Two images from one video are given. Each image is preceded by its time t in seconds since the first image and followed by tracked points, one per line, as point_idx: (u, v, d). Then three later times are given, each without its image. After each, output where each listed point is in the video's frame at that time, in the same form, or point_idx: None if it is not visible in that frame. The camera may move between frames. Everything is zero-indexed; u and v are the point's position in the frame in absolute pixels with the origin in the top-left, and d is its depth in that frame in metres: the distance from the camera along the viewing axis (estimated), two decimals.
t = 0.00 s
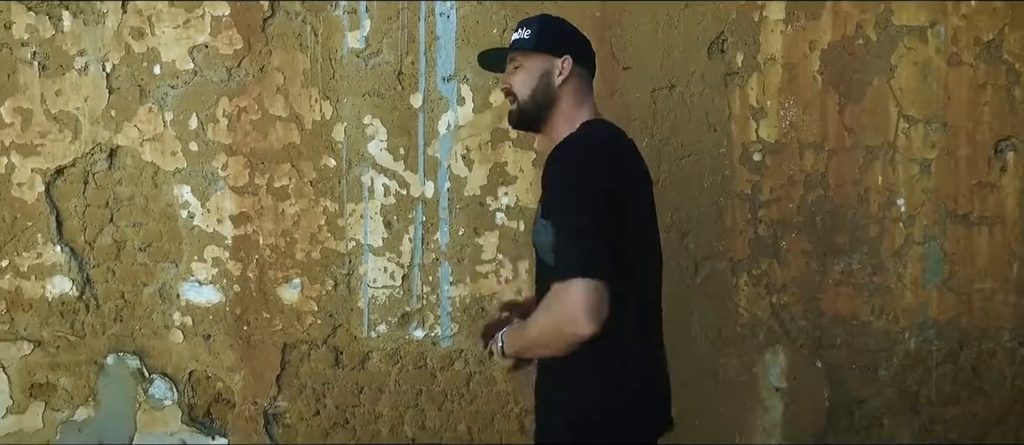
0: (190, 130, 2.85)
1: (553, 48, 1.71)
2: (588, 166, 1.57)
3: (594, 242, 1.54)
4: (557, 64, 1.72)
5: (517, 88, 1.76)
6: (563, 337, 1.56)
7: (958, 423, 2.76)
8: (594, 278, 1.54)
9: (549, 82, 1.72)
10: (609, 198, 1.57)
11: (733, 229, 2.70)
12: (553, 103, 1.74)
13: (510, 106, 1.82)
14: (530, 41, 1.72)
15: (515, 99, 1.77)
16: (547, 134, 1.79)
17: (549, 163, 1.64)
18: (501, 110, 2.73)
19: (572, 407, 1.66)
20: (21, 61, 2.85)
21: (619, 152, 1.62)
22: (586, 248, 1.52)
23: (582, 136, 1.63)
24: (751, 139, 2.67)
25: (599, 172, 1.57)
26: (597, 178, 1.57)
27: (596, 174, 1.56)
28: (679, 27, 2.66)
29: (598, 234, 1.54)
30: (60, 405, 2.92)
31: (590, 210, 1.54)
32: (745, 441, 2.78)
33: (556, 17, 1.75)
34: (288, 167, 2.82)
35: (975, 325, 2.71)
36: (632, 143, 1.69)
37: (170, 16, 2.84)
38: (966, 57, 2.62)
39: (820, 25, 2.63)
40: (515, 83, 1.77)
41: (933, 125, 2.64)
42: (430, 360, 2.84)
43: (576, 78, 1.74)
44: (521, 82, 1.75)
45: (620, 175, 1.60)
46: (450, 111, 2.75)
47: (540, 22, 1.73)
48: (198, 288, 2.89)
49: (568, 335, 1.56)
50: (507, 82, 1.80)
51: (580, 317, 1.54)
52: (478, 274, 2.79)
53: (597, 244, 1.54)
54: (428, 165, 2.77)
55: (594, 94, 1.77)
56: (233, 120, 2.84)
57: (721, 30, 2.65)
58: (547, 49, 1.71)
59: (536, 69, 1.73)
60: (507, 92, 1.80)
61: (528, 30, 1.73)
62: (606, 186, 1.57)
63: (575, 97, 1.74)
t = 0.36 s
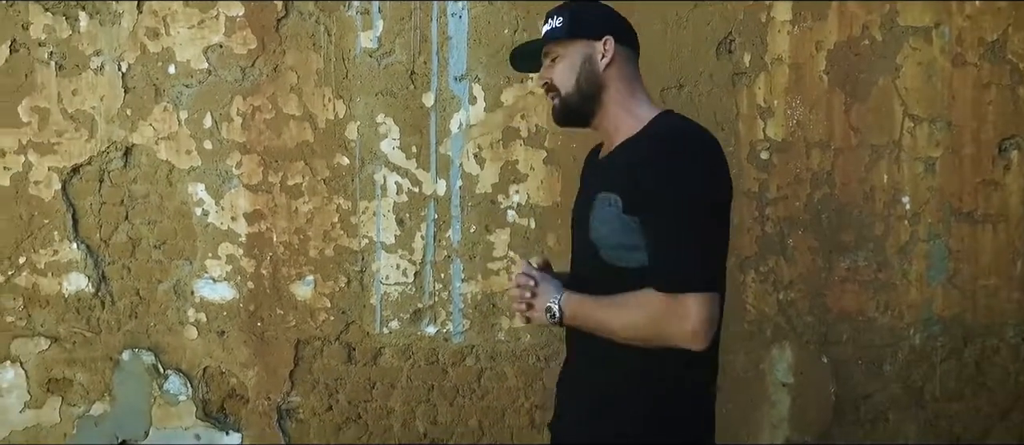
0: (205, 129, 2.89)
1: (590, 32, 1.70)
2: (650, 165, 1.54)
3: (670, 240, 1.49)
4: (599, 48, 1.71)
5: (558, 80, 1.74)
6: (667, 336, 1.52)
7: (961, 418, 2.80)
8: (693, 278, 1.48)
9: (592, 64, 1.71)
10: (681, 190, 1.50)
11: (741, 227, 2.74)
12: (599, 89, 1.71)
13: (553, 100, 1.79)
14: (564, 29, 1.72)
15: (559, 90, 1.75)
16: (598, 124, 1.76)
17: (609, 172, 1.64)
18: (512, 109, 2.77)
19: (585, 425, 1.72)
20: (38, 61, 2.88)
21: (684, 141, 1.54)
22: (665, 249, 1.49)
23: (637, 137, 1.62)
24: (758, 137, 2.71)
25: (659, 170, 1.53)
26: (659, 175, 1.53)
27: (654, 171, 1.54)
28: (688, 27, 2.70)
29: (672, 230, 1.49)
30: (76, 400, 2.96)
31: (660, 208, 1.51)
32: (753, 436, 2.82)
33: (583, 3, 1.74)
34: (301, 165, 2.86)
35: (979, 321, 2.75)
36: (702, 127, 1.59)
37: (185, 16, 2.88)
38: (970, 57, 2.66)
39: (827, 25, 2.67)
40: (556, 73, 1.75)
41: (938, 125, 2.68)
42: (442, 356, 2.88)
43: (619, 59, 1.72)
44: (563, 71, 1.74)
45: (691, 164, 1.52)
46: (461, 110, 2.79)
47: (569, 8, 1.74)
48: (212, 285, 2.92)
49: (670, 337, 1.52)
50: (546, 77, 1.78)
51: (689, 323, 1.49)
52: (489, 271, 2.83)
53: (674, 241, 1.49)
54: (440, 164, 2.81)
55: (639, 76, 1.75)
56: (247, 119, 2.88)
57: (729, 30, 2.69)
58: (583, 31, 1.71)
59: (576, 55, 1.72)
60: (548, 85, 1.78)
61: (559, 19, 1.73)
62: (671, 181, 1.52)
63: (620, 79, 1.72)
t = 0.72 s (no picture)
0: (218, 131, 2.91)
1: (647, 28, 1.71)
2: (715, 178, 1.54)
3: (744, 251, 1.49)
4: (656, 46, 1.72)
5: (611, 72, 1.75)
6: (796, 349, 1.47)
7: (966, 416, 2.84)
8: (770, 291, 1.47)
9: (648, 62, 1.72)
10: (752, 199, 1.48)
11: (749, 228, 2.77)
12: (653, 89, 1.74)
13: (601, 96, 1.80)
14: (621, 20, 1.72)
15: (611, 86, 1.76)
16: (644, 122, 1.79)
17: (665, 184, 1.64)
18: (523, 112, 2.80)
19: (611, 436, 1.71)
20: (53, 63, 2.90)
21: (747, 148, 1.53)
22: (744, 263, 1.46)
23: (695, 151, 1.60)
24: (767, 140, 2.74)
25: (722, 179, 1.52)
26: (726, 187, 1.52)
27: (720, 182, 1.53)
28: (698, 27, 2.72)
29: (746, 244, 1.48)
30: (91, 399, 3.00)
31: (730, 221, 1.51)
32: (760, 435, 2.86)
33: None
34: (314, 167, 2.89)
35: (984, 321, 2.79)
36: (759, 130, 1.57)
37: (198, 19, 2.90)
38: (976, 60, 2.70)
39: (834, 29, 2.71)
40: (607, 69, 1.76)
41: (944, 127, 2.72)
42: (453, 355, 2.91)
43: (674, 59, 1.74)
44: (616, 67, 1.75)
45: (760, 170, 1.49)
46: (473, 112, 2.82)
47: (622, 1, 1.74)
48: (225, 285, 2.95)
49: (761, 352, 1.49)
50: (596, 67, 1.79)
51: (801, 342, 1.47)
52: (500, 271, 2.86)
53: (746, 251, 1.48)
54: (452, 165, 2.84)
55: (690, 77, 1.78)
56: (260, 121, 2.90)
57: (738, 34, 2.72)
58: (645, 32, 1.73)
59: (632, 52, 1.73)
60: (598, 81, 1.79)
61: (616, 10, 1.74)
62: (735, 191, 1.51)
63: (675, 82, 1.74)
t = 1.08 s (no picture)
0: (224, 132, 2.93)
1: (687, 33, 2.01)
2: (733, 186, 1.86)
3: (726, 245, 1.83)
4: (693, 52, 2.02)
5: (635, 60, 2.07)
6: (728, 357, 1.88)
7: (966, 415, 2.87)
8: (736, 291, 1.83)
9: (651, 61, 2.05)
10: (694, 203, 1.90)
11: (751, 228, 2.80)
12: (669, 87, 2.03)
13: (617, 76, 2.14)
14: (667, 15, 2.01)
15: (633, 72, 2.08)
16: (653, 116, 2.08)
17: (686, 193, 1.91)
18: (528, 113, 2.83)
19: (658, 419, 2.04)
20: (59, 64, 2.91)
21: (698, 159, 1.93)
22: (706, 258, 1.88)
23: (690, 158, 1.95)
24: (769, 141, 2.77)
25: (739, 193, 1.84)
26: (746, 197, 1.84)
27: (715, 187, 1.86)
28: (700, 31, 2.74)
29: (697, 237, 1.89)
30: (96, 400, 3.01)
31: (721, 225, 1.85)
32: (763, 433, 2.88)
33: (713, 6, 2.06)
34: (320, 168, 2.91)
35: (984, 321, 2.82)
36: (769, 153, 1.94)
37: (204, 21, 2.91)
38: (976, 63, 2.73)
39: (836, 32, 2.74)
40: (635, 57, 2.08)
41: (944, 129, 2.75)
42: (458, 355, 2.93)
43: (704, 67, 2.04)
44: (643, 57, 2.06)
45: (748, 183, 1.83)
46: (479, 114, 2.84)
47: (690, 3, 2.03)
48: (231, 286, 2.96)
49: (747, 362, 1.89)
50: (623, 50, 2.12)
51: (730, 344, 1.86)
52: (505, 272, 2.88)
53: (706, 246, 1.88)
54: (457, 166, 2.87)
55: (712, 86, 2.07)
56: (266, 122, 2.92)
57: (741, 36, 2.74)
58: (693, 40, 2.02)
59: (665, 50, 2.02)
60: (622, 63, 2.12)
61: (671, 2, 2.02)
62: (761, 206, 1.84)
63: (695, 86, 2.03)
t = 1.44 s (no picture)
0: (223, 134, 2.92)
1: (679, 54, 1.90)
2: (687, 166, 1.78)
3: (665, 212, 1.72)
4: (684, 73, 1.91)
5: (629, 78, 1.94)
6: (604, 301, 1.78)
7: (963, 415, 2.90)
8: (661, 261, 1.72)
9: (650, 79, 1.92)
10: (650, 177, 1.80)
11: (751, 230, 2.82)
12: (656, 101, 1.93)
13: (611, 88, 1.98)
14: (663, 37, 1.89)
15: (628, 86, 1.94)
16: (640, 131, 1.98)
17: (644, 171, 1.84)
18: (529, 115, 2.83)
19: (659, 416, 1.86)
20: (58, 66, 2.90)
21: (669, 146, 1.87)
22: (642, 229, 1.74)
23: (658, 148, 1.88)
24: (769, 143, 2.79)
25: (684, 166, 1.77)
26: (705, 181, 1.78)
27: (671, 163, 1.80)
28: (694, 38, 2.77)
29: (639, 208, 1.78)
30: (95, 403, 3.00)
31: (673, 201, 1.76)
32: (763, 433, 2.90)
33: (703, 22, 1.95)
34: (321, 170, 2.90)
35: (981, 321, 2.85)
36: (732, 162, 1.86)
37: (203, 22, 2.90)
38: (973, 65, 2.75)
39: (835, 34, 2.76)
40: (633, 73, 1.94)
41: (942, 131, 2.77)
42: (459, 357, 2.93)
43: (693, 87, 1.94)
44: (636, 75, 1.93)
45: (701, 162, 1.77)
46: (479, 116, 2.84)
47: (682, 21, 1.91)
48: (231, 288, 2.95)
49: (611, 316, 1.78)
50: (617, 63, 1.97)
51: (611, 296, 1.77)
52: (506, 273, 2.89)
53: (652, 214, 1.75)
54: (457, 168, 2.87)
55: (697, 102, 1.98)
56: (266, 124, 2.91)
57: (741, 38, 2.76)
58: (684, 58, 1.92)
59: (656, 71, 1.92)
60: (617, 78, 1.96)
61: (666, 24, 1.90)
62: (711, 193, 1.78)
63: (683, 106, 1.94)
